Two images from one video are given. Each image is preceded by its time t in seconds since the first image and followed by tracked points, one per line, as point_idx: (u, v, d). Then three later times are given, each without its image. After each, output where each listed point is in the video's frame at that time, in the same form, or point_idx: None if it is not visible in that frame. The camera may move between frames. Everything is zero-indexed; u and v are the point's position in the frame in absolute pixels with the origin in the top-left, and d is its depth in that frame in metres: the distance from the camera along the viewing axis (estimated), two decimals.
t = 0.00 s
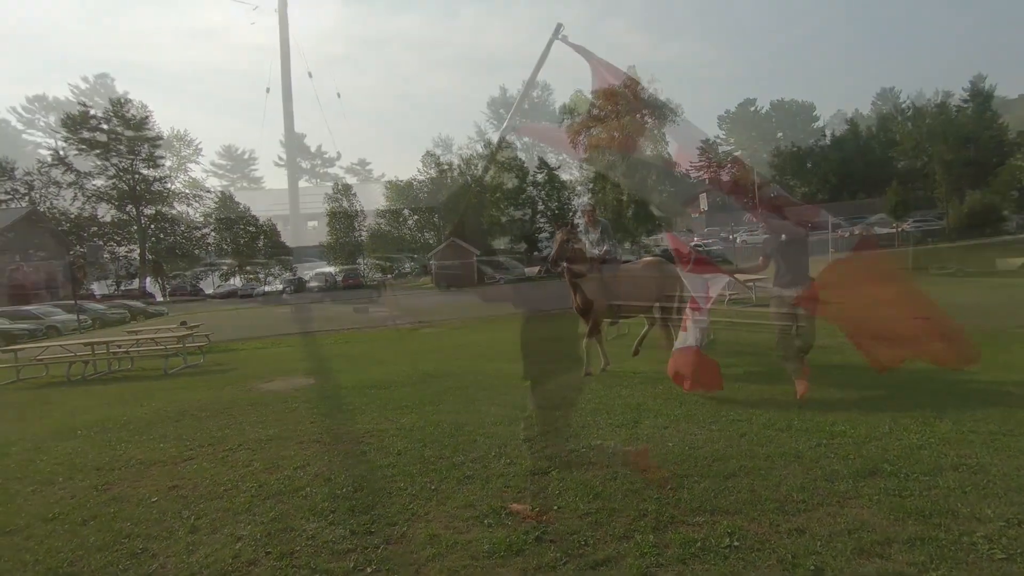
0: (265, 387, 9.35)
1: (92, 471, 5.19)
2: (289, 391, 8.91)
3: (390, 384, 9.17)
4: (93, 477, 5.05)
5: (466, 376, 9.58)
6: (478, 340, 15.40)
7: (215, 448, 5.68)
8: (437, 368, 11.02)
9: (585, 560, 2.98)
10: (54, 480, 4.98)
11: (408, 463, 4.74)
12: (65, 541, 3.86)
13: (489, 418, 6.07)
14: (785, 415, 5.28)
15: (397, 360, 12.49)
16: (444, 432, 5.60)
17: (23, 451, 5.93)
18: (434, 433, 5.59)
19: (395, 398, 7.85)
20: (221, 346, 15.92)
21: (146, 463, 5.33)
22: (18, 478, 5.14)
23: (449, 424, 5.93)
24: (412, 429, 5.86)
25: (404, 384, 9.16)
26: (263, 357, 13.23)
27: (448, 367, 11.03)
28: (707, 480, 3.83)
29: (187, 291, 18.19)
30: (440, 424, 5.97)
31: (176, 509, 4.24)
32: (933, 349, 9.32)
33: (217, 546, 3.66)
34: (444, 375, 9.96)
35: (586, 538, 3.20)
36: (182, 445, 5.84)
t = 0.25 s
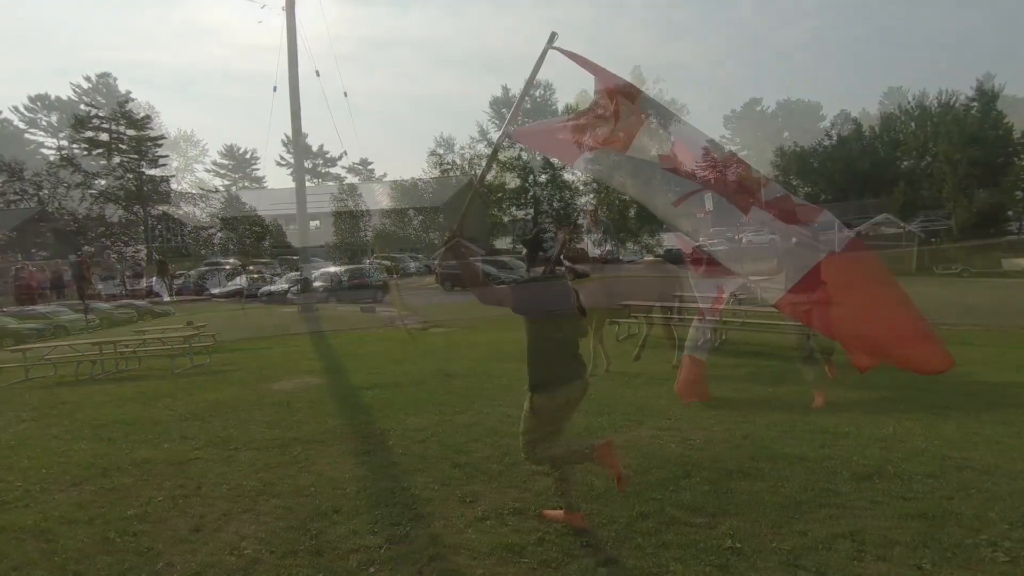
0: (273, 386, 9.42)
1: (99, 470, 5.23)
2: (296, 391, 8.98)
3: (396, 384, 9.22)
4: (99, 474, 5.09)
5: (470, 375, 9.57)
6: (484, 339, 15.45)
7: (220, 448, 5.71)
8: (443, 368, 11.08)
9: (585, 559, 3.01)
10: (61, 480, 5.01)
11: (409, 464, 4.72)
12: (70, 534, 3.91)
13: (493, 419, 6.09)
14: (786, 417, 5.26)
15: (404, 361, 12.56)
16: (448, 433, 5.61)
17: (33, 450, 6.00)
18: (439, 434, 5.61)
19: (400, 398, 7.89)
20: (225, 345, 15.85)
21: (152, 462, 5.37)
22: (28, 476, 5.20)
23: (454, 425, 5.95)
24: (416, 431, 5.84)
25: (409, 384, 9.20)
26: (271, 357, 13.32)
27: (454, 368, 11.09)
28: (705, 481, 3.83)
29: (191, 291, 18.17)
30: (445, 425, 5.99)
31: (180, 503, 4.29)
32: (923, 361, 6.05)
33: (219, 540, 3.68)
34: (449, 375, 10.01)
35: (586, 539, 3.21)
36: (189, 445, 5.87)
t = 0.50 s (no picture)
0: (281, 353, 9.40)
1: (109, 447, 5.17)
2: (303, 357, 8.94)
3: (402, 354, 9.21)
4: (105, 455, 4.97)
5: (473, 347, 9.53)
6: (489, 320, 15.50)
7: (232, 427, 5.65)
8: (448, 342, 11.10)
9: (606, 566, 3.00)
10: (70, 454, 4.92)
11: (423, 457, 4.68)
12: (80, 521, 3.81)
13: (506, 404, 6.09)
14: (798, 414, 5.22)
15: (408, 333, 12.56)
16: (462, 424, 5.59)
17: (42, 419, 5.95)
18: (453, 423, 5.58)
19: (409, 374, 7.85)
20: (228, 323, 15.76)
21: (164, 439, 5.32)
22: (38, 447, 5.14)
23: (467, 414, 5.93)
24: (428, 413, 5.86)
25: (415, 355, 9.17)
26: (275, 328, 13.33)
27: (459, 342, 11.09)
28: (723, 483, 3.79)
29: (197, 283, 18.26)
30: (459, 412, 5.96)
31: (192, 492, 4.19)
32: (907, 354, 3.07)
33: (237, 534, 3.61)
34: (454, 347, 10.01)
35: (610, 539, 3.24)
36: (200, 423, 5.82)
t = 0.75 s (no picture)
0: (288, 344, 9.23)
1: (108, 414, 4.90)
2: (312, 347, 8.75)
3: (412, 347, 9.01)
4: (85, 425, 4.61)
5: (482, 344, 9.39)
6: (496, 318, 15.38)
7: (238, 400, 5.38)
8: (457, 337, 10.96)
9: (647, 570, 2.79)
10: (67, 421, 4.65)
11: (431, 442, 4.39)
12: (48, 492, 3.44)
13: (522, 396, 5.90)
14: (827, 421, 5.06)
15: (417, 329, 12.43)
16: (478, 409, 5.35)
17: (40, 388, 5.69)
18: (469, 409, 5.34)
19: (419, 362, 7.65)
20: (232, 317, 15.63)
21: (167, 409, 5.05)
22: (33, 414, 4.87)
23: (483, 400, 5.71)
24: (442, 401, 5.64)
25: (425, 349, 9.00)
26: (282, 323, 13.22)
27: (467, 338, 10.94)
28: (764, 491, 3.58)
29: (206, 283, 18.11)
30: (474, 400, 5.73)
31: (175, 467, 3.82)
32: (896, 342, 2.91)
33: (223, 514, 3.25)
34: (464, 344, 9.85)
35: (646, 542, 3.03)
36: (204, 395, 5.54)
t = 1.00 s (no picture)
0: (300, 345, 9.18)
1: (129, 417, 4.85)
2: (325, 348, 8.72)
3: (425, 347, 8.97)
4: (108, 429, 4.57)
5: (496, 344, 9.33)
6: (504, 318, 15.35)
7: (259, 403, 5.33)
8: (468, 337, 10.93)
9: None
10: (87, 426, 4.60)
11: (460, 448, 4.34)
12: (79, 499, 3.40)
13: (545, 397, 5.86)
14: (857, 425, 5.02)
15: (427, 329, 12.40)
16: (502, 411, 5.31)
17: (57, 390, 5.64)
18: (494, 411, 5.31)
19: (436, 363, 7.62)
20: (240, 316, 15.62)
21: (188, 412, 5.00)
22: (52, 417, 4.81)
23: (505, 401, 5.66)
24: (466, 403, 5.60)
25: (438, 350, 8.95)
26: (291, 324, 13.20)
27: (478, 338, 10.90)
28: (811, 501, 3.52)
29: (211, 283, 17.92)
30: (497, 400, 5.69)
31: (205, 473, 3.78)
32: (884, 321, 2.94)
33: (260, 523, 3.21)
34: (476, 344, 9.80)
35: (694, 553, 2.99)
36: (225, 397, 5.49)
